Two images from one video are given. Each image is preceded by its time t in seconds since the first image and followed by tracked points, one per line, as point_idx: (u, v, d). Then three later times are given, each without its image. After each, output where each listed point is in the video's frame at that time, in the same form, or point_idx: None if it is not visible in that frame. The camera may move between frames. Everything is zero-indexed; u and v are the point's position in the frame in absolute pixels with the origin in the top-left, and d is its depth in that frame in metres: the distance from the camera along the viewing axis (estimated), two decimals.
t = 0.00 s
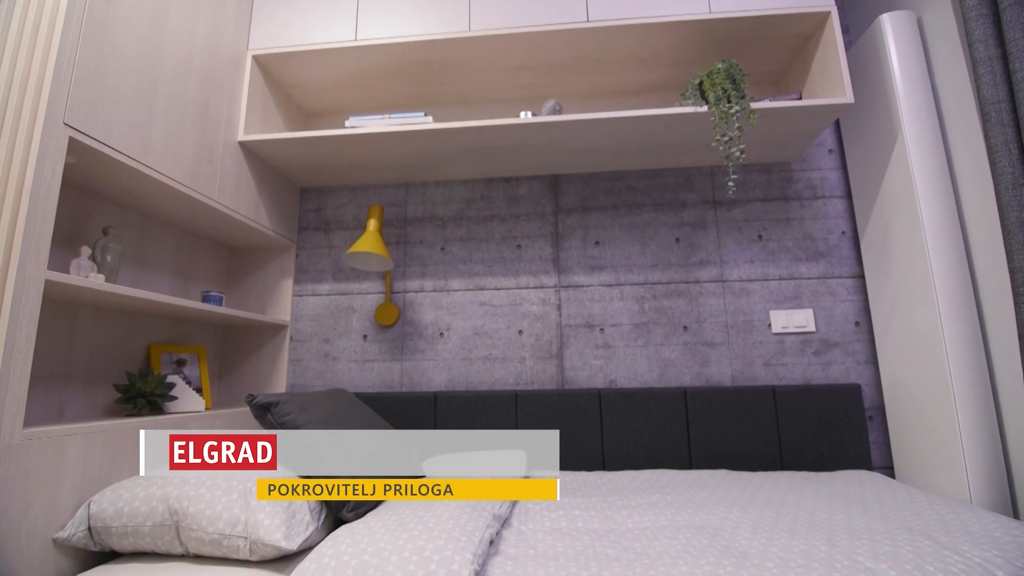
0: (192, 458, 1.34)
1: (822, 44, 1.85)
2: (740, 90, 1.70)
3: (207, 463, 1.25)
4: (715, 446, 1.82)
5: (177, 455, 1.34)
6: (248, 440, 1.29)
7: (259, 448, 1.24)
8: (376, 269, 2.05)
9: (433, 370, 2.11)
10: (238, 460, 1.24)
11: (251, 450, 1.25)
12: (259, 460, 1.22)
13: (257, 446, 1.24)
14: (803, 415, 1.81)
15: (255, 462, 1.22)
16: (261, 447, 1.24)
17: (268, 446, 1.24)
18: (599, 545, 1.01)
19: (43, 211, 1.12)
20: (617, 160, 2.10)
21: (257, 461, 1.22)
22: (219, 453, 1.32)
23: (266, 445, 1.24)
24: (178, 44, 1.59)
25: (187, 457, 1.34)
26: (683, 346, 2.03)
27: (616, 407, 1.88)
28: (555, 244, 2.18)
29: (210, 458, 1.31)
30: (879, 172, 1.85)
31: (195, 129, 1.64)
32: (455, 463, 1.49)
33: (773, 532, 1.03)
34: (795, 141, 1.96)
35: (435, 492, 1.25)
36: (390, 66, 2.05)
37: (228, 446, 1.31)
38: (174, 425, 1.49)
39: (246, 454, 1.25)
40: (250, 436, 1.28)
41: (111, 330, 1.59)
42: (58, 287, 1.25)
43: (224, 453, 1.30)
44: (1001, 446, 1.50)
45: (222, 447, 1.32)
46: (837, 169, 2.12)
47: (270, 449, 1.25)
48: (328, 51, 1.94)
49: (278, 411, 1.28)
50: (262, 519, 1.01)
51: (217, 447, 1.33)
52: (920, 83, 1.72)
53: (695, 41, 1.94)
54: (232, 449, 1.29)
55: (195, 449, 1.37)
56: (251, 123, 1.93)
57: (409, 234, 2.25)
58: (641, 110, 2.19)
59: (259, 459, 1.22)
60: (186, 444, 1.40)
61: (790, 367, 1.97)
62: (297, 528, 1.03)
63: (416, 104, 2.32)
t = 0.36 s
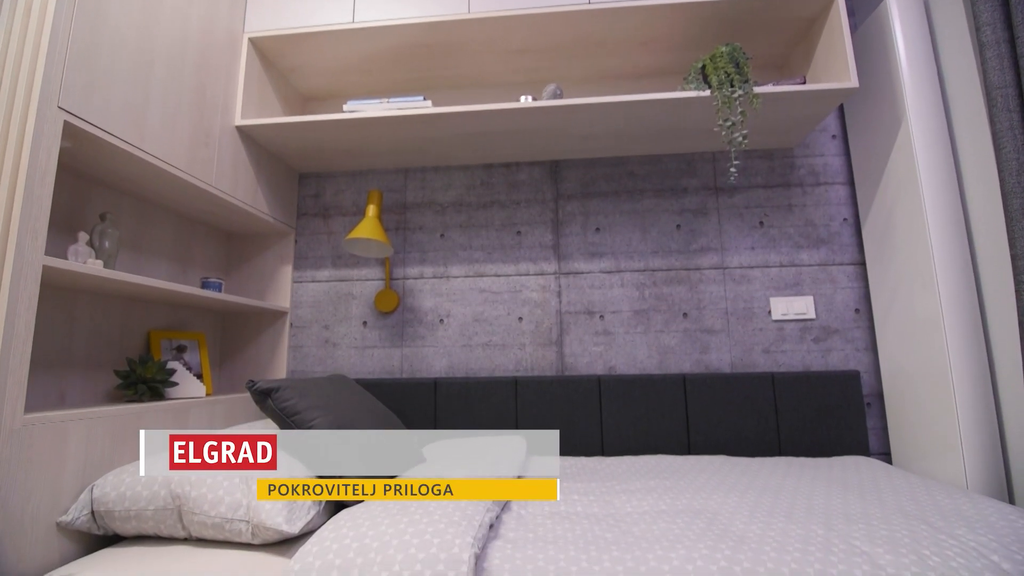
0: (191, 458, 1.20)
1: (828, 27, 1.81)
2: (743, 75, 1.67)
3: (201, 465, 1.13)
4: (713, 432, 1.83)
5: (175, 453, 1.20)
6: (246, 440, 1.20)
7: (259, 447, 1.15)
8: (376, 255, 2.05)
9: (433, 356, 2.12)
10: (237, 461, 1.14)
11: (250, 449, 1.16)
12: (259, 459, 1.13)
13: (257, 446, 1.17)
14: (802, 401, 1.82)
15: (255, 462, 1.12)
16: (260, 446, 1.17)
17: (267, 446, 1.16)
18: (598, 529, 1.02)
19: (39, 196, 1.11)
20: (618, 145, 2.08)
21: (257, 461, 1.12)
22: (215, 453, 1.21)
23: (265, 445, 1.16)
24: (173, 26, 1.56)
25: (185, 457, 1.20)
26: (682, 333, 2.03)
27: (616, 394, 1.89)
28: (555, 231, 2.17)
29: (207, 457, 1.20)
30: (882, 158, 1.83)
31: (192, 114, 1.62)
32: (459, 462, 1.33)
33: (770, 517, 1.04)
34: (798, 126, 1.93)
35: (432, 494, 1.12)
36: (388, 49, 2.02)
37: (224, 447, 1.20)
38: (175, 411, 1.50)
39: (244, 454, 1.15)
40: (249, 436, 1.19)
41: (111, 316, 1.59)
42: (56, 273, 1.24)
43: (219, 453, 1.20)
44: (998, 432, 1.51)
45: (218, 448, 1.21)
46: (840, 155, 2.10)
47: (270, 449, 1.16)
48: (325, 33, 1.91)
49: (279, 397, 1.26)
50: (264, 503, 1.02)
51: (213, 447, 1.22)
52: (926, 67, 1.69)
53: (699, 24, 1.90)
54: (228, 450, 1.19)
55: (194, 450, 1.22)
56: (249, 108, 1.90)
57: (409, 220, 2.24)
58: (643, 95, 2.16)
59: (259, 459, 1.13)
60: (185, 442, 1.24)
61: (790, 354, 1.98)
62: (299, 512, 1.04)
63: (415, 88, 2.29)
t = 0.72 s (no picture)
0: (191, 459, 1.11)
1: (833, 11, 1.78)
2: (746, 60, 1.65)
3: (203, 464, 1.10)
4: (712, 419, 1.84)
5: (175, 454, 1.11)
6: (247, 439, 1.16)
7: (260, 447, 1.12)
8: (375, 242, 2.04)
9: (433, 344, 2.12)
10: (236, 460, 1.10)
11: (250, 449, 1.12)
12: (259, 459, 1.09)
13: (257, 445, 1.13)
14: (801, 389, 1.83)
15: (254, 462, 1.09)
16: (261, 446, 1.13)
17: (268, 445, 1.12)
18: (597, 514, 1.02)
19: (35, 183, 1.10)
20: (619, 132, 2.06)
21: (256, 461, 1.09)
22: (217, 454, 1.13)
23: (266, 445, 1.13)
24: (168, 9, 1.53)
25: (185, 458, 1.11)
26: (682, 321, 2.03)
27: (616, 382, 1.89)
28: (555, 219, 2.16)
29: (208, 459, 1.11)
30: (886, 145, 1.81)
31: (188, 99, 1.60)
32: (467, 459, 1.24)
33: (768, 503, 1.05)
34: (801, 113, 1.91)
35: (432, 494, 1.03)
36: (386, 33, 1.98)
37: (226, 445, 1.15)
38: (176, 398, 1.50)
39: (245, 454, 1.11)
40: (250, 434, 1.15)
41: (110, 303, 1.59)
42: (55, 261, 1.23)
43: (221, 454, 1.13)
44: (996, 420, 1.52)
45: (220, 448, 1.14)
46: (843, 142, 2.08)
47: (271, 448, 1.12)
48: (322, 17, 1.87)
49: (279, 383, 1.25)
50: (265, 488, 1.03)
51: (214, 448, 1.14)
52: (932, 51, 1.66)
53: (702, 7, 1.87)
54: (230, 450, 1.13)
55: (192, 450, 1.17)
56: (246, 93, 1.88)
57: (408, 207, 2.22)
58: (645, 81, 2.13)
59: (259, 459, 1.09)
60: (185, 442, 1.13)
61: (790, 342, 1.98)
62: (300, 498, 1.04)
63: (414, 74, 2.26)
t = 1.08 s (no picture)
0: (191, 459, 1.09)
1: None
2: (749, 46, 1.63)
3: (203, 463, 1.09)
4: (711, 408, 1.85)
5: (175, 454, 1.09)
6: (247, 438, 1.12)
7: (259, 447, 1.10)
8: (373, 231, 2.02)
9: (433, 333, 2.12)
10: (236, 462, 1.08)
11: (251, 450, 1.09)
12: (259, 460, 1.08)
13: (257, 446, 1.11)
14: (800, 378, 1.84)
15: (254, 462, 1.07)
16: (261, 446, 1.11)
17: (268, 445, 1.11)
18: (596, 501, 1.03)
19: (31, 170, 1.08)
20: (620, 119, 2.04)
21: (257, 462, 1.07)
22: (217, 454, 1.09)
23: (266, 445, 1.11)
24: None
25: (185, 458, 1.09)
26: (682, 310, 2.03)
27: (615, 371, 1.90)
28: (555, 207, 2.14)
29: (207, 459, 1.09)
30: (890, 133, 1.80)
31: (185, 85, 1.58)
32: (469, 456, 1.18)
33: (766, 490, 1.05)
34: (804, 100, 1.89)
35: (433, 495, 0.96)
36: (384, 18, 1.95)
37: (226, 445, 1.11)
38: (178, 386, 1.50)
39: (245, 454, 1.08)
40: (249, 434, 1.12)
41: (109, 292, 1.58)
42: (52, 249, 1.22)
43: (221, 454, 1.10)
44: (994, 408, 1.52)
45: (219, 447, 1.10)
46: (846, 130, 2.06)
47: (271, 448, 1.11)
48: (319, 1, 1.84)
49: (279, 372, 1.25)
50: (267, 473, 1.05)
51: (214, 447, 1.10)
52: (939, 36, 1.63)
53: None
54: (230, 450, 1.10)
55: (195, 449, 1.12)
56: (243, 80, 1.85)
57: (407, 196, 2.21)
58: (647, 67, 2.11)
59: (258, 459, 1.08)
60: (186, 442, 1.11)
61: (790, 331, 1.98)
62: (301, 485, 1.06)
63: (412, 59, 2.23)
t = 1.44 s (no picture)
0: (191, 459, 1.08)
1: None
2: (753, 31, 1.60)
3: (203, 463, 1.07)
4: (711, 397, 1.86)
5: (175, 454, 1.08)
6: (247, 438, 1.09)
7: (259, 447, 1.08)
8: (372, 219, 2.01)
9: (433, 321, 2.12)
10: (236, 462, 1.06)
11: (250, 450, 1.07)
12: (259, 461, 1.06)
13: (257, 446, 1.08)
14: (799, 367, 1.84)
15: (254, 463, 1.06)
16: (261, 447, 1.08)
17: (268, 445, 1.09)
18: (596, 488, 1.04)
19: (27, 157, 1.07)
20: (622, 106, 2.01)
21: (257, 463, 1.06)
22: (217, 454, 1.07)
23: (266, 445, 1.09)
24: None
25: (185, 458, 1.08)
26: (682, 299, 2.03)
27: (615, 360, 1.90)
28: (555, 195, 2.13)
29: (207, 459, 1.07)
30: (894, 120, 1.78)
31: (181, 71, 1.56)
32: (466, 447, 1.15)
33: (764, 478, 1.06)
34: (808, 87, 1.86)
35: (435, 495, 0.92)
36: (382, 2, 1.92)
37: (226, 444, 1.08)
38: (178, 374, 1.50)
39: (245, 455, 1.06)
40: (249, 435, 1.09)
41: (108, 280, 1.58)
42: (50, 237, 1.21)
43: (221, 453, 1.07)
44: (992, 397, 1.53)
45: (219, 447, 1.08)
46: (849, 118, 2.04)
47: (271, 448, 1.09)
48: None
49: (279, 360, 1.24)
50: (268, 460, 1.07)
51: (214, 447, 1.08)
52: (946, 22, 1.60)
53: None
54: (230, 450, 1.07)
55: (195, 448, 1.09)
56: (240, 65, 1.83)
57: (407, 184, 2.19)
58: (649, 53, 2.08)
59: (259, 459, 1.06)
60: (186, 442, 1.09)
61: (790, 320, 1.98)
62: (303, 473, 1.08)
63: (411, 45, 2.19)
